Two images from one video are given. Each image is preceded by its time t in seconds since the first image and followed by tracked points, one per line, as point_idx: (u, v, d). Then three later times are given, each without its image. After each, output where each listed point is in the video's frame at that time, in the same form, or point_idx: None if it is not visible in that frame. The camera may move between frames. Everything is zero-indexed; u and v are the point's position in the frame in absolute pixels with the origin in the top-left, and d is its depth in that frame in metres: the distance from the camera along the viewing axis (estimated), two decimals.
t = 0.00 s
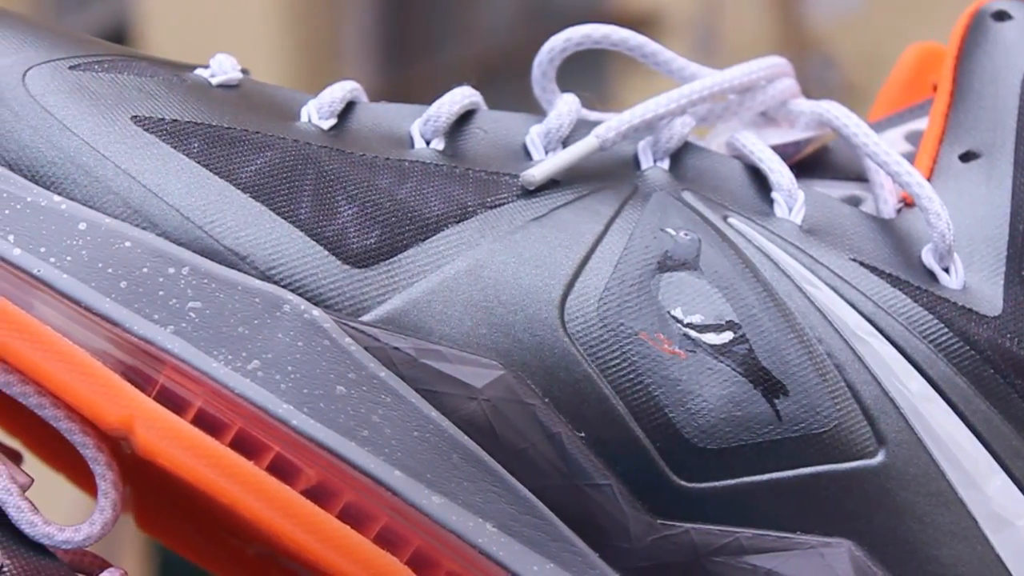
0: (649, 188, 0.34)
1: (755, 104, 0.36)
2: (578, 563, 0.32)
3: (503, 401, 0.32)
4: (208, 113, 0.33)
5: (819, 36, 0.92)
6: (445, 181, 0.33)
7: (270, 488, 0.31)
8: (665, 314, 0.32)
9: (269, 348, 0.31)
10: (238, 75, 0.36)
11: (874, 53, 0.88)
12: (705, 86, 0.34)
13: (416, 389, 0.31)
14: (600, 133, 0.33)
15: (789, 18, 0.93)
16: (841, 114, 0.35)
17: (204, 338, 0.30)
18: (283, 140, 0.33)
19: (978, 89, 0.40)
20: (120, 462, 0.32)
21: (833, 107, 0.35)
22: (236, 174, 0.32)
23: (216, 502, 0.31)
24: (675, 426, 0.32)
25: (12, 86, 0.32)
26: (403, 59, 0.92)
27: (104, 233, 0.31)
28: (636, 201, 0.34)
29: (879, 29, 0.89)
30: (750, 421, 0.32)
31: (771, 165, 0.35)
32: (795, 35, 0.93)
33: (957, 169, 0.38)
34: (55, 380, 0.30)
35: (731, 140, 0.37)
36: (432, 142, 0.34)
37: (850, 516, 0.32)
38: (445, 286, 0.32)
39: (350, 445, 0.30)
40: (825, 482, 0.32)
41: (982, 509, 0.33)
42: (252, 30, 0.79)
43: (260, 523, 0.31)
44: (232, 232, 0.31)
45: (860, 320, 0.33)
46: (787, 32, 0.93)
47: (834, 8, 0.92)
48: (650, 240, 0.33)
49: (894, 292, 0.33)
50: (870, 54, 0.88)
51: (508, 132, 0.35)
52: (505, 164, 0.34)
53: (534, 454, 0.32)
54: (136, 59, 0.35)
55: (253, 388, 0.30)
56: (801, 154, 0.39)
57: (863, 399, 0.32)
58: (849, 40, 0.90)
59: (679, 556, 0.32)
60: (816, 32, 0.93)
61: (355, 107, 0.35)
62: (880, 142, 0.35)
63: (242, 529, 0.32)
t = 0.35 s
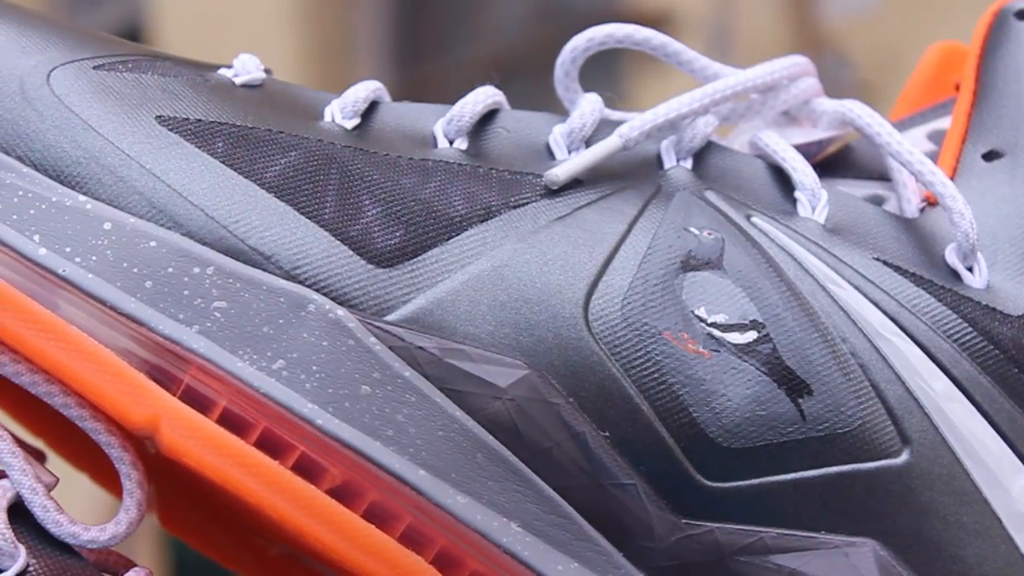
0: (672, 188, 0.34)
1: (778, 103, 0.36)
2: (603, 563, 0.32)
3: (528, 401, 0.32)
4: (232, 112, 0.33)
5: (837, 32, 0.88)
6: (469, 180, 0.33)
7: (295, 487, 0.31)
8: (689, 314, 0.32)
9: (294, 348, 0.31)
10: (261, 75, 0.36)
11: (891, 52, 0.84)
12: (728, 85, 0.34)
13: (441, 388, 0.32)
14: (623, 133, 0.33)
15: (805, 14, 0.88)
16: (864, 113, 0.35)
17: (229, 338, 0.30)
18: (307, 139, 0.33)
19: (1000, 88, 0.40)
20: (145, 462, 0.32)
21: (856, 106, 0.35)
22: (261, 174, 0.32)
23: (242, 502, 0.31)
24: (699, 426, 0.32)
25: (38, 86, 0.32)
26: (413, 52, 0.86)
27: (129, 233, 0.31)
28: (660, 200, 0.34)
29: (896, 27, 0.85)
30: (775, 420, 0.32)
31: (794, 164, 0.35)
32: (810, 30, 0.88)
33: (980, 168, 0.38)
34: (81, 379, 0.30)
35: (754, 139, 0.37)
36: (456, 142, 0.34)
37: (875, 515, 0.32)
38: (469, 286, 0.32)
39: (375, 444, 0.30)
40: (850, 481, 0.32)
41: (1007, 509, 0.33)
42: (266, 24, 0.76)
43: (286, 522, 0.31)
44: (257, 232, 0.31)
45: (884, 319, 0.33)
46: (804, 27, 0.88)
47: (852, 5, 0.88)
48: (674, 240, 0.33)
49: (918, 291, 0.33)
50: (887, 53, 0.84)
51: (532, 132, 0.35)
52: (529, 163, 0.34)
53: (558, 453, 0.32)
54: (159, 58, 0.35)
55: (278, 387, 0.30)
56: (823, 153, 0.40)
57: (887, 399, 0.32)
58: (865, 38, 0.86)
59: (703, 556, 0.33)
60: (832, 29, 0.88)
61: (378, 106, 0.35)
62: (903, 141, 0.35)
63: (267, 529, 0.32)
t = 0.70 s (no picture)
0: (708, 188, 0.34)
1: (812, 102, 0.36)
2: (641, 563, 0.32)
3: (565, 402, 0.32)
4: (269, 113, 0.33)
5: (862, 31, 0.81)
6: (505, 181, 0.33)
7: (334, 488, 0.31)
8: (725, 314, 0.32)
9: (332, 348, 0.31)
10: (297, 75, 0.36)
11: (916, 52, 0.78)
12: (763, 85, 0.34)
13: (478, 389, 0.32)
14: (659, 132, 0.33)
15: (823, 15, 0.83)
16: (899, 113, 0.35)
17: (267, 338, 0.30)
18: (343, 140, 0.33)
19: None
20: (183, 462, 0.32)
21: (891, 105, 0.35)
22: (298, 174, 0.32)
23: (280, 502, 0.31)
24: (737, 426, 0.32)
25: (76, 87, 0.32)
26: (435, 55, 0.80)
27: (167, 234, 0.31)
28: (696, 200, 0.33)
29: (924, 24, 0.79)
30: (812, 420, 0.32)
31: (830, 163, 0.35)
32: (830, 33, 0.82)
33: (1015, 168, 0.38)
34: (120, 380, 0.30)
35: (789, 139, 0.36)
36: (491, 142, 0.34)
37: (912, 515, 0.32)
38: (506, 287, 0.32)
39: (413, 445, 0.30)
40: (887, 481, 0.32)
41: None
42: (277, 7, 0.68)
43: (324, 522, 0.31)
44: (295, 232, 0.31)
45: (920, 318, 0.33)
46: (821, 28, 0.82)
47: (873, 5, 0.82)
48: (710, 240, 0.33)
49: (954, 291, 0.33)
50: (913, 53, 0.78)
51: (567, 132, 0.35)
52: (564, 163, 0.34)
53: (595, 453, 0.32)
54: (195, 59, 0.35)
55: (316, 388, 0.30)
56: (860, 151, 0.39)
57: (924, 398, 0.32)
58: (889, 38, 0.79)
59: (741, 556, 0.32)
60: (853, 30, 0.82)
61: (413, 107, 0.35)
62: (938, 140, 0.35)
63: (304, 529, 0.32)
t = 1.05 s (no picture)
0: (774, 192, 0.34)
1: (876, 107, 0.36)
2: (712, 566, 0.32)
3: (636, 406, 0.32)
4: (338, 121, 0.34)
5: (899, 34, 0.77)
6: (573, 187, 0.33)
7: (409, 493, 0.31)
8: (794, 318, 0.32)
9: (405, 354, 0.31)
10: (366, 83, 0.36)
11: (950, 56, 0.74)
12: (828, 90, 0.35)
13: (551, 394, 0.32)
14: (726, 138, 0.34)
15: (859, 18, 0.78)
16: (963, 116, 0.35)
17: (341, 344, 0.30)
18: (413, 148, 0.33)
19: None
20: (258, 466, 0.32)
21: (954, 109, 0.35)
22: (369, 181, 0.32)
23: (355, 507, 0.32)
24: (806, 430, 0.32)
25: (149, 96, 0.32)
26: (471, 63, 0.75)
27: (241, 241, 0.31)
28: (763, 205, 0.34)
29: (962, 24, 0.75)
30: (881, 424, 0.32)
31: (895, 168, 0.35)
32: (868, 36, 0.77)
33: None
34: (195, 385, 0.31)
35: (853, 143, 0.37)
36: (559, 148, 0.34)
37: (981, 518, 0.32)
38: (577, 293, 0.32)
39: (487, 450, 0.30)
40: (956, 485, 0.32)
41: None
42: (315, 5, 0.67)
43: (399, 527, 0.31)
44: (367, 239, 0.32)
45: (987, 321, 0.33)
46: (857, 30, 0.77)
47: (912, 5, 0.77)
48: (778, 244, 0.33)
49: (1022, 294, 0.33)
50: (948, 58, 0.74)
51: (633, 138, 0.35)
52: (631, 169, 0.34)
53: (666, 458, 0.32)
54: (264, 67, 0.36)
55: (390, 394, 0.30)
56: (922, 156, 0.39)
57: (993, 401, 0.32)
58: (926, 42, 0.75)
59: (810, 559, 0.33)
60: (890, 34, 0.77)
61: (481, 113, 0.35)
62: (1004, 144, 0.35)
63: (376, 534, 0.32)
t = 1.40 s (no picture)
0: (830, 200, 0.36)
1: (923, 118, 0.39)
2: (774, 553, 0.34)
3: (702, 402, 0.34)
4: (419, 134, 0.36)
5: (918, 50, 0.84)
6: (640, 195, 0.35)
7: (490, 484, 0.33)
8: (850, 318, 0.34)
9: (485, 352, 0.33)
10: (444, 98, 0.38)
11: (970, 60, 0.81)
12: (879, 103, 0.37)
13: (622, 391, 0.34)
14: (784, 148, 0.36)
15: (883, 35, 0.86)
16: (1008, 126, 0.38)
17: (425, 343, 0.33)
18: (490, 159, 0.35)
19: None
20: (346, 459, 0.34)
21: (1000, 120, 0.38)
22: (450, 191, 0.34)
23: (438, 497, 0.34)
24: (863, 424, 0.34)
25: (243, 111, 0.35)
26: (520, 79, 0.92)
27: (331, 247, 0.33)
28: (819, 212, 0.36)
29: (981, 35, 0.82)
30: (934, 418, 0.34)
31: (943, 176, 0.37)
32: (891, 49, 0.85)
33: None
34: (288, 383, 0.32)
35: (902, 153, 0.39)
36: (626, 159, 0.36)
37: None
38: (646, 294, 0.34)
39: (563, 443, 0.32)
40: (1006, 476, 0.34)
41: None
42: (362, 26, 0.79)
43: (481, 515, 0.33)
44: (449, 245, 0.34)
45: None
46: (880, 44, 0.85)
47: (931, 22, 0.84)
48: (834, 249, 0.35)
49: None
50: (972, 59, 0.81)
51: (695, 148, 0.37)
52: (695, 178, 0.36)
53: (730, 450, 0.34)
54: (347, 84, 0.38)
55: (472, 390, 0.32)
56: (967, 164, 0.40)
57: None
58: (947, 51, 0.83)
59: (867, 546, 0.34)
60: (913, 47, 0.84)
61: (552, 126, 0.38)
62: None
63: (457, 523, 0.34)
